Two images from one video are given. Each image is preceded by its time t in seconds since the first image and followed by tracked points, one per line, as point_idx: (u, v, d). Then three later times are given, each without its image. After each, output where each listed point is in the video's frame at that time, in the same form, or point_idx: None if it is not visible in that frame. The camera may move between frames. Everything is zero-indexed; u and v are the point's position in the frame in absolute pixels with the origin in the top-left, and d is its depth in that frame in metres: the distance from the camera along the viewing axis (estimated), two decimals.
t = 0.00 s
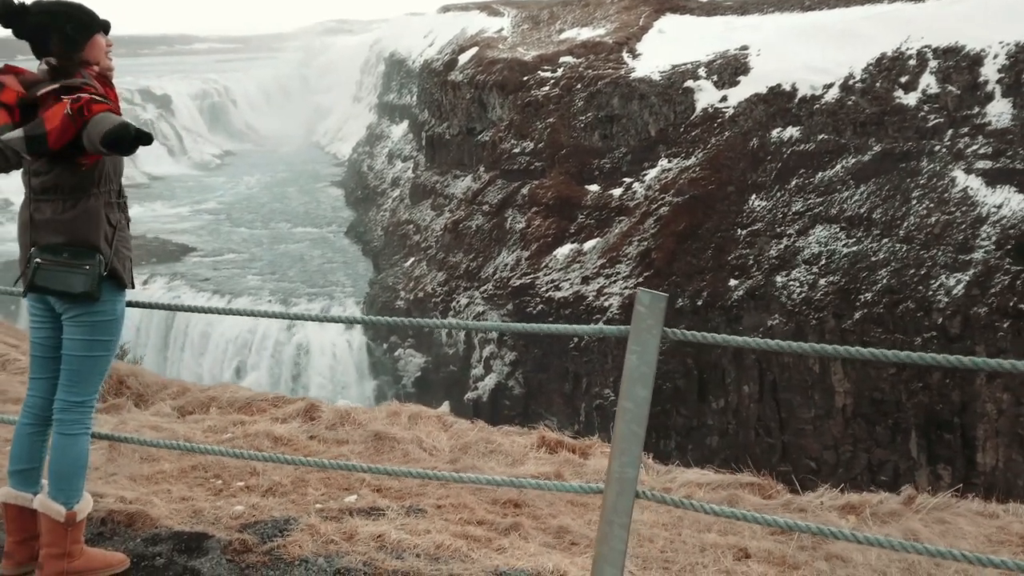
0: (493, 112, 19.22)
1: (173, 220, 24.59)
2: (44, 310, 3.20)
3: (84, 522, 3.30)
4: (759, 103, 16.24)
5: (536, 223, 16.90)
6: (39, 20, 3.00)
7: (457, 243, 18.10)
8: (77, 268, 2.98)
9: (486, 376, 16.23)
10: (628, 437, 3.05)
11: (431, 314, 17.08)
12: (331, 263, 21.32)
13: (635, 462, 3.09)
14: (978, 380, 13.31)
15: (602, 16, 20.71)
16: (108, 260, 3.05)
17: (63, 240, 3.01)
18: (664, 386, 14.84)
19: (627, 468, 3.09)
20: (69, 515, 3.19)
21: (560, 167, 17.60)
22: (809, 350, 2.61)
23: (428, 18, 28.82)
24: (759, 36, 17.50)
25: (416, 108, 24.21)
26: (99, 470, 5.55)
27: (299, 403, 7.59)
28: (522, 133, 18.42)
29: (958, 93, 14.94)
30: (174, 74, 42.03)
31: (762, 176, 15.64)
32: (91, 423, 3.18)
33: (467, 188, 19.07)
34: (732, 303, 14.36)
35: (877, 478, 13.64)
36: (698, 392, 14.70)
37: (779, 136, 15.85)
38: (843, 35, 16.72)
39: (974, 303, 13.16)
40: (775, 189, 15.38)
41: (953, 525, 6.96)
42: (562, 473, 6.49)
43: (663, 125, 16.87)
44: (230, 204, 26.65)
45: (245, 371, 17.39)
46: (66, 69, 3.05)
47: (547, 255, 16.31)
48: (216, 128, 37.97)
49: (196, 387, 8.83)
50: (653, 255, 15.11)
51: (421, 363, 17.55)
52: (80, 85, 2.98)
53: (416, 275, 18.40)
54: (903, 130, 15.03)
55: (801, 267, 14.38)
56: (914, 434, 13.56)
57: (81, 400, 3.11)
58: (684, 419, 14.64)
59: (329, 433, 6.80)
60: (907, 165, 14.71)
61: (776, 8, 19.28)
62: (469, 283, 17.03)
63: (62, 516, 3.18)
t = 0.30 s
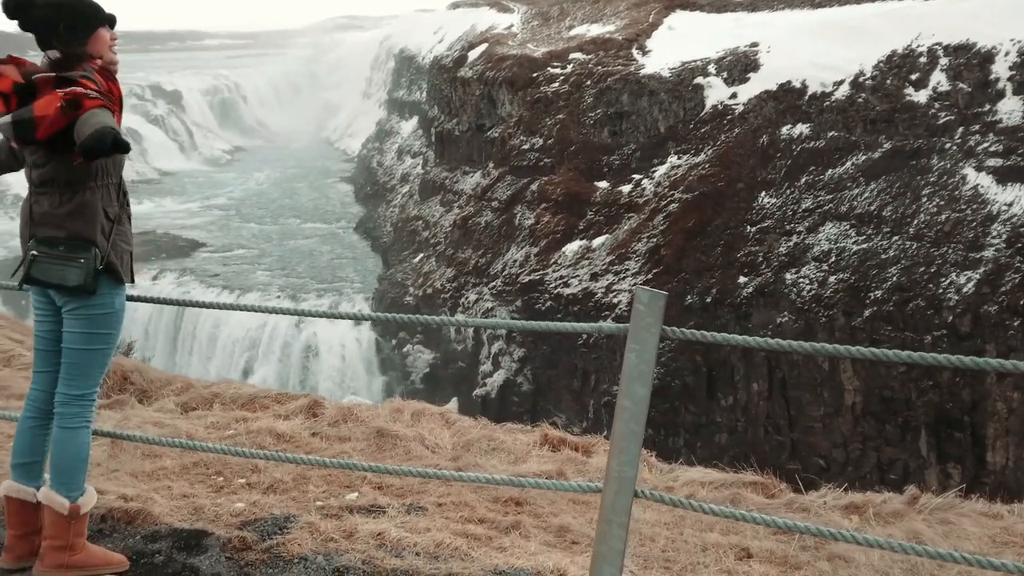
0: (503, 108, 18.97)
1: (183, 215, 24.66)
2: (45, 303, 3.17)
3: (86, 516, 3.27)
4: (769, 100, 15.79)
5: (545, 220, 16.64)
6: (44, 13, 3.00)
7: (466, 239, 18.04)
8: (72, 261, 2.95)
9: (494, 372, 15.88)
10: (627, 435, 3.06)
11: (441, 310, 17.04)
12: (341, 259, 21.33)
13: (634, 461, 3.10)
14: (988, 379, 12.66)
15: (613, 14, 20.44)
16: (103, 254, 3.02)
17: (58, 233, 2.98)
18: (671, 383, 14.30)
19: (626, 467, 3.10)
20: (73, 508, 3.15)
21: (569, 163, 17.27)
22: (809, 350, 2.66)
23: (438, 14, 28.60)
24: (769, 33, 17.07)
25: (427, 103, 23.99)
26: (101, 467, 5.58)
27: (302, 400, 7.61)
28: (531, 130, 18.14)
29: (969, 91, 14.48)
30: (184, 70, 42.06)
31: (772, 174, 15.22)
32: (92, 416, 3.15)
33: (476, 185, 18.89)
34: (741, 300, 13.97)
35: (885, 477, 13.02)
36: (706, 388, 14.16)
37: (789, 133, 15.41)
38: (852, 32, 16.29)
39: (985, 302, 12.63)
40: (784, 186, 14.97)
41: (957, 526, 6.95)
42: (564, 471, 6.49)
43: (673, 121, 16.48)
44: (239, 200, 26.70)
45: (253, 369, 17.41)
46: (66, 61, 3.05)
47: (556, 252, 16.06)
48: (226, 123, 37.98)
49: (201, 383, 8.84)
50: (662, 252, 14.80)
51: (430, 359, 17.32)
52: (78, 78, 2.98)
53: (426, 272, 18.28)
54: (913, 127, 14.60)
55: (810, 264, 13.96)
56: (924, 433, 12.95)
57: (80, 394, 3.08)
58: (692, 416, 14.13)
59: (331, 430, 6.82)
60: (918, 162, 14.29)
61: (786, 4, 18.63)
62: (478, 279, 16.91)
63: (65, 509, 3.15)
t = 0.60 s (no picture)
0: (507, 108, 18.90)
1: (189, 215, 24.71)
2: (45, 301, 3.15)
3: (89, 516, 3.25)
4: (774, 101, 15.74)
5: (550, 219, 16.61)
6: (46, 10, 2.99)
7: (471, 239, 18.00)
8: (68, 259, 2.94)
9: (499, 372, 15.64)
10: (626, 437, 3.05)
11: (445, 309, 17.07)
12: (346, 259, 21.36)
13: (633, 463, 3.09)
14: (995, 379, 12.46)
15: (618, 15, 20.29)
16: (101, 252, 2.99)
17: (56, 230, 2.97)
18: (676, 382, 14.29)
19: (625, 469, 3.09)
20: (75, 507, 3.14)
21: (574, 163, 17.26)
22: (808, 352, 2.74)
23: (444, 14, 28.54)
24: (774, 33, 17.03)
25: (432, 103, 23.86)
26: (101, 468, 5.58)
27: (303, 400, 7.62)
28: (536, 130, 18.08)
29: (975, 91, 14.41)
30: (190, 70, 42.12)
31: (777, 174, 15.18)
32: (93, 415, 3.14)
33: (481, 184, 18.84)
34: (746, 300, 13.98)
35: (892, 477, 12.94)
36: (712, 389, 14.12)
37: (794, 133, 15.37)
38: (857, 33, 16.25)
39: (991, 302, 12.57)
40: (790, 186, 14.92)
41: (961, 528, 6.94)
42: (565, 472, 6.49)
43: (678, 121, 16.46)
44: (245, 200, 26.75)
45: (258, 369, 17.48)
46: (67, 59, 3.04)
47: (561, 251, 16.07)
48: (232, 123, 38.05)
49: (202, 384, 8.85)
50: (668, 252, 14.77)
51: (435, 358, 17.19)
52: (75, 76, 2.97)
53: (431, 271, 18.33)
54: (919, 127, 14.56)
55: (816, 264, 13.92)
56: (930, 433, 12.80)
57: (81, 392, 3.07)
58: (697, 416, 14.08)
59: (333, 431, 6.83)
60: (923, 162, 14.23)
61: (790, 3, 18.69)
62: (484, 278, 16.91)
63: (68, 507, 3.13)
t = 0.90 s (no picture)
0: (549, 105, 17.09)
1: (233, 212, 24.99)
2: (83, 300, 3.18)
3: (126, 512, 3.28)
4: (822, 96, 13.95)
5: (591, 216, 14.96)
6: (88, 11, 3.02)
7: (512, 236, 16.40)
8: (104, 258, 2.97)
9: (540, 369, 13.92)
10: (661, 439, 3.00)
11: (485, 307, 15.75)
12: (388, 256, 20.89)
13: (668, 464, 3.04)
14: None
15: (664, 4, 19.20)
16: (137, 251, 3.02)
17: (94, 227, 3.01)
18: (720, 382, 12.24)
19: (660, 470, 3.04)
20: (113, 503, 3.18)
21: (616, 160, 15.40)
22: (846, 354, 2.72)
23: (484, 13, 27.92)
24: (821, 28, 15.09)
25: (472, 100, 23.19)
26: (141, 463, 5.64)
27: (341, 397, 7.66)
28: (578, 126, 16.25)
29: None
30: (236, 68, 42.62)
31: (824, 170, 13.42)
32: (129, 413, 3.17)
33: (522, 181, 17.08)
34: (791, 298, 12.44)
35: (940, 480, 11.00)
36: (757, 386, 12.05)
37: (841, 129, 13.63)
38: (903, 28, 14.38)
39: None
40: (836, 182, 13.22)
41: (1008, 534, 6.75)
42: (602, 472, 6.44)
43: (723, 117, 14.59)
44: (289, 197, 27.01)
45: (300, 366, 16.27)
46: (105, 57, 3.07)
47: (602, 249, 14.44)
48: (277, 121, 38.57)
49: (242, 380, 8.94)
50: (712, 248, 13.14)
51: (477, 355, 15.56)
52: (113, 77, 3.01)
53: (471, 268, 16.95)
54: (969, 123, 12.92)
55: (862, 263, 12.36)
56: (980, 434, 10.86)
57: (118, 389, 3.10)
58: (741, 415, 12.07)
59: (369, 428, 6.85)
60: (974, 159, 12.60)
61: None
62: (523, 276, 15.40)
63: (105, 504, 3.17)
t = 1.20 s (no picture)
0: (658, 99, 16.34)
1: (343, 209, 25.60)
2: (187, 295, 3.24)
3: (231, 503, 3.33)
4: (942, 88, 12.85)
5: (701, 212, 14.04)
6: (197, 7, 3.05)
7: (620, 232, 15.66)
8: (204, 253, 3.02)
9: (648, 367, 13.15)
10: (763, 441, 2.83)
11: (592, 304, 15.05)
12: (495, 252, 20.73)
13: (772, 465, 2.85)
14: None
15: None
16: (236, 247, 3.05)
17: (196, 223, 3.07)
18: (833, 381, 11.32)
19: (763, 472, 2.86)
20: (218, 495, 3.23)
21: (726, 154, 14.53)
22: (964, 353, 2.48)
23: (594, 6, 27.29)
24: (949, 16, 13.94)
25: (580, 94, 22.64)
26: (248, 456, 5.76)
27: (442, 393, 7.69)
28: (687, 120, 15.46)
29: None
30: (347, 70, 43.81)
31: (944, 164, 12.24)
32: (232, 406, 3.21)
33: (629, 176, 16.47)
34: (909, 295, 11.34)
35: None
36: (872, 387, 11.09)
37: (962, 122, 12.43)
38: None
39: None
40: (958, 176, 12.02)
41: None
42: (706, 473, 6.22)
43: (838, 111, 13.68)
44: (397, 194, 27.52)
45: (410, 357, 16.02)
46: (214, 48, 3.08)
47: (711, 244, 13.47)
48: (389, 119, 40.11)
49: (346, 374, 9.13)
50: (826, 245, 12.17)
51: (584, 351, 14.98)
52: (220, 73, 3.03)
53: (579, 264, 16.38)
54: None
55: (985, 259, 11.21)
56: None
57: (220, 383, 3.14)
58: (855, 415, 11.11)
59: (470, 424, 6.85)
60: None
61: None
62: (632, 272, 14.58)
63: (211, 496, 3.22)
